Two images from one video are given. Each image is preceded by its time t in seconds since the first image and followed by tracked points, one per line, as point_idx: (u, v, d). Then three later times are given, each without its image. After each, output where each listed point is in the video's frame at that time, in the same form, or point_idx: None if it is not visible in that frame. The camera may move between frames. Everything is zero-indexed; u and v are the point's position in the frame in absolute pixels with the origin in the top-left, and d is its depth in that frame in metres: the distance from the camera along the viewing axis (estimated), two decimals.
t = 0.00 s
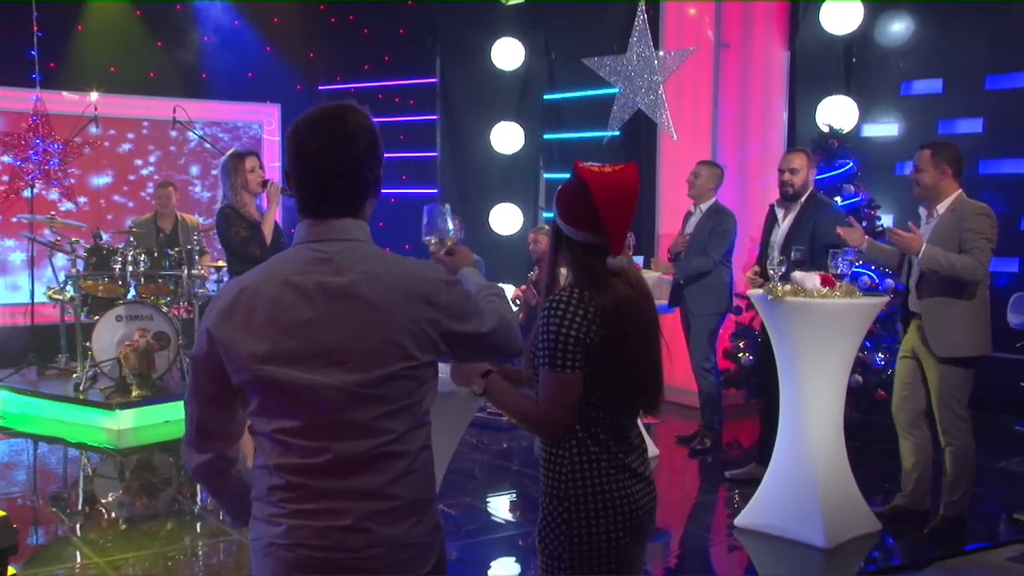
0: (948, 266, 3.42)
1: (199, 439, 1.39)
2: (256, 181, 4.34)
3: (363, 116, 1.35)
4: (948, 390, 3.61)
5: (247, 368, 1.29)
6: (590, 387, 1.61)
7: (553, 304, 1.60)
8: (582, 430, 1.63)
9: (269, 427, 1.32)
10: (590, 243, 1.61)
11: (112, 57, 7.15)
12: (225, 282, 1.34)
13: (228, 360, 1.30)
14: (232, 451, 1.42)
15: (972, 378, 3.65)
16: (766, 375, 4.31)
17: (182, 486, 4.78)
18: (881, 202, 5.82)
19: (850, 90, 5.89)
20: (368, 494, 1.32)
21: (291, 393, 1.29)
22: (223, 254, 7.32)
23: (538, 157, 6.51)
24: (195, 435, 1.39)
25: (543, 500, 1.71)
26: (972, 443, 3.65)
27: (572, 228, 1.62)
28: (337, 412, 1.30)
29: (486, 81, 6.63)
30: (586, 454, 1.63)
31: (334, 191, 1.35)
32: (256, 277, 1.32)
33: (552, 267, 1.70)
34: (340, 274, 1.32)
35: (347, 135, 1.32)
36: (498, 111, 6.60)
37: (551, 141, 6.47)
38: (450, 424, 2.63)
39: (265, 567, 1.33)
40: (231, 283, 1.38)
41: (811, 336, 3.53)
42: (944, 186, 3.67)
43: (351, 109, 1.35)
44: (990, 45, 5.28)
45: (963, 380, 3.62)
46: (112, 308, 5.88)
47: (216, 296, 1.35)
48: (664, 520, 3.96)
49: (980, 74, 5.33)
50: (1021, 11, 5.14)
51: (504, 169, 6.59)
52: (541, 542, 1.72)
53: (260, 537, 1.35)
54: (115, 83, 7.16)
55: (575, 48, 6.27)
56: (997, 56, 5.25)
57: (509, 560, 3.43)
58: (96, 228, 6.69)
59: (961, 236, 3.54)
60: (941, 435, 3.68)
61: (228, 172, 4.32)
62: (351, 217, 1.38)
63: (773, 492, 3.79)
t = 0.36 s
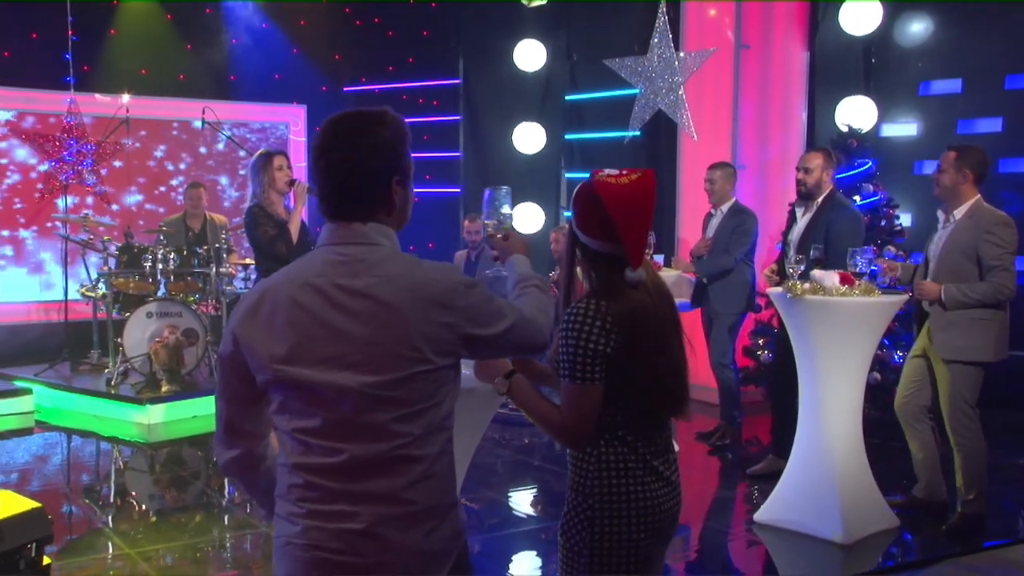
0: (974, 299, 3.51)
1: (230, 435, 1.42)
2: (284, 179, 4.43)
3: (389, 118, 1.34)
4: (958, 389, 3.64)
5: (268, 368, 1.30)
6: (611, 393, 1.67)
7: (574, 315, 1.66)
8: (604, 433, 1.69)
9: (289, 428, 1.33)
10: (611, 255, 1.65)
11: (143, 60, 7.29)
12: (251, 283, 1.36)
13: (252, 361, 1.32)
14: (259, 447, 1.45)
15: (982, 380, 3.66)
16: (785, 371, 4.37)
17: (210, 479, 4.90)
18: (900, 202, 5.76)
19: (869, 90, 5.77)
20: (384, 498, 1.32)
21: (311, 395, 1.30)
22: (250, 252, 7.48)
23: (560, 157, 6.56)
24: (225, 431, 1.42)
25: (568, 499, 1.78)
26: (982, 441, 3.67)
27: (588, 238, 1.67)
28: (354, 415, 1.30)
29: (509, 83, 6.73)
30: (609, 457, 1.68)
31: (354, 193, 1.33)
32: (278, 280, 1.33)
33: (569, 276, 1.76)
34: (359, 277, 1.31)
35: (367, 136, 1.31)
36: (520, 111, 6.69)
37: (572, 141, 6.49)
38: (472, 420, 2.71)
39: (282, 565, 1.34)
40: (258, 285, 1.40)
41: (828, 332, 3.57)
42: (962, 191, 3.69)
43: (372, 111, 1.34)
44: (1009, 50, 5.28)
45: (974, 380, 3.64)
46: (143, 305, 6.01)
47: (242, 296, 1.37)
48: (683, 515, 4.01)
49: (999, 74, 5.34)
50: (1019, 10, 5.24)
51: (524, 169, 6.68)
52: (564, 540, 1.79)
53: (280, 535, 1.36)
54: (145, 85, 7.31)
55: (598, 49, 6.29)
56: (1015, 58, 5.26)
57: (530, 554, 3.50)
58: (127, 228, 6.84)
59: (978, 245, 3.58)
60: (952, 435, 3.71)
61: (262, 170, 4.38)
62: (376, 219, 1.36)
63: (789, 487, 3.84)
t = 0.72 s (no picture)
0: (987, 278, 3.50)
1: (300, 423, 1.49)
2: (313, 177, 4.48)
3: (447, 109, 1.34)
4: (966, 380, 3.67)
5: (326, 362, 1.34)
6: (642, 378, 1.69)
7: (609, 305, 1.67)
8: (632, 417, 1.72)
9: (345, 422, 1.36)
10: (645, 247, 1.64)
11: (171, 60, 7.40)
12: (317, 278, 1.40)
13: (313, 355, 1.36)
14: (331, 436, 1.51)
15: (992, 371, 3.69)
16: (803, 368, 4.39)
17: (235, 472, 5.00)
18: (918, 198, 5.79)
19: (889, 88, 5.78)
20: (432, 496, 1.31)
21: (362, 390, 1.31)
22: (274, 249, 7.61)
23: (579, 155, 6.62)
24: (296, 420, 1.49)
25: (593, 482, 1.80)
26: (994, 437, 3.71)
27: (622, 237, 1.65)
28: (400, 412, 1.29)
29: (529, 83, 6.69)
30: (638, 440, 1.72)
31: (414, 191, 1.33)
32: (338, 277, 1.36)
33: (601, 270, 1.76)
34: (410, 273, 1.30)
35: (428, 132, 1.31)
36: (539, 110, 6.65)
37: (593, 140, 6.67)
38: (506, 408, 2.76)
39: (340, 559, 1.37)
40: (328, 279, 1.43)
41: (846, 330, 3.60)
42: (967, 185, 3.71)
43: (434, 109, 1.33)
44: None
45: (982, 371, 3.67)
46: (170, 301, 6.12)
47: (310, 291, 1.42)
48: (703, 510, 4.04)
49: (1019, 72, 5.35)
50: None
51: (544, 169, 6.65)
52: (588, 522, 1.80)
53: (336, 523, 1.40)
54: (172, 85, 7.42)
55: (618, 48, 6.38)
56: None
57: (551, 548, 3.55)
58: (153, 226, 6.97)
59: (989, 237, 3.60)
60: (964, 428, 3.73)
61: (292, 167, 4.43)
62: (431, 215, 1.36)
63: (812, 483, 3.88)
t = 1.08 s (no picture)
0: (1008, 276, 3.50)
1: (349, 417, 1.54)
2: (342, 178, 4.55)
3: (495, 108, 1.35)
4: (985, 377, 3.73)
5: (376, 359, 1.38)
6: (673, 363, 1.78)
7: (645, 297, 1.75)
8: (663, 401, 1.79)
9: (392, 417, 1.39)
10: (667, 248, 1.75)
11: (199, 63, 7.58)
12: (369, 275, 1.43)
13: (364, 351, 1.40)
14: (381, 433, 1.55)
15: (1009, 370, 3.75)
16: (817, 365, 4.46)
17: (262, 464, 5.15)
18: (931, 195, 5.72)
19: (902, 88, 5.85)
20: (477, 494, 1.31)
21: (410, 385, 1.34)
22: (300, 247, 7.79)
23: (597, 155, 6.72)
24: (348, 414, 1.55)
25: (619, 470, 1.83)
26: (1007, 433, 3.77)
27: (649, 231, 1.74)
28: (448, 409, 1.30)
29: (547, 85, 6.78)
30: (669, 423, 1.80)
31: (475, 187, 1.34)
32: (388, 275, 1.40)
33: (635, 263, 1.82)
34: (460, 272, 1.32)
35: (481, 130, 1.32)
36: (558, 111, 6.74)
37: (611, 140, 6.67)
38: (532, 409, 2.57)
39: (381, 547, 1.39)
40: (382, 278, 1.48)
41: (861, 327, 3.67)
42: (984, 185, 3.77)
43: (483, 109, 1.34)
44: None
45: (999, 369, 3.72)
46: (199, 298, 6.29)
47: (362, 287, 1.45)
48: (718, 503, 4.13)
49: None
50: None
51: (563, 168, 6.76)
52: (612, 512, 1.85)
53: (379, 518, 1.42)
54: (200, 88, 7.60)
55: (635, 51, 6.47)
56: None
57: (569, 540, 3.66)
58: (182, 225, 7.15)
59: (1007, 237, 3.65)
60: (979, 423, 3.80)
61: (324, 169, 4.56)
62: (482, 215, 1.36)
63: (840, 482, 3.87)
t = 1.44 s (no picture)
0: None
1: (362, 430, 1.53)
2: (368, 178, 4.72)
3: (510, 116, 1.40)
4: (1003, 379, 3.80)
5: (411, 367, 1.37)
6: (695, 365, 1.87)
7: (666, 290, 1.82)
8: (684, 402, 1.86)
9: (428, 426, 1.40)
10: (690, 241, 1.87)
11: (227, 67, 7.75)
12: (396, 280, 1.42)
13: (396, 360, 1.39)
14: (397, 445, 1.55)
15: None
16: (832, 362, 4.52)
17: (288, 457, 5.29)
18: (945, 198, 5.52)
19: (916, 91, 5.61)
20: (514, 500, 1.37)
21: (449, 393, 1.36)
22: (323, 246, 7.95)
23: (615, 156, 6.78)
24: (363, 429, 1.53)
25: (640, 467, 1.91)
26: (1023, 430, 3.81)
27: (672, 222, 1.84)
28: (491, 414, 1.34)
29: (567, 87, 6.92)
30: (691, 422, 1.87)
31: (494, 194, 1.40)
32: (420, 282, 1.39)
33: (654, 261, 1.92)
34: (500, 278, 1.35)
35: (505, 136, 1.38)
36: (578, 113, 6.80)
37: (628, 141, 6.78)
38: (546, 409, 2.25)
39: (409, 561, 1.43)
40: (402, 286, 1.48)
41: (871, 328, 3.74)
42: (1008, 196, 3.81)
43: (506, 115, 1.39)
44: None
45: (1017, 372, 3.78)
46: (226, 295, 6.44)
47: (385, 292, 1.44)
48: (733, 497, 4.21)
49: None
50: None
51: (581, 169, 6.79)
52: (632, 506, 1.92)
53: (407, 529, 1.44)
54: (228, 91, 7.77)
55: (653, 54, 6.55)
56: None
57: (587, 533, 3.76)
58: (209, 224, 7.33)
59: None
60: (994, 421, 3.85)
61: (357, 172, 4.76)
62: (502, 221, 1.41)
63: (860, 479, 3.91)
